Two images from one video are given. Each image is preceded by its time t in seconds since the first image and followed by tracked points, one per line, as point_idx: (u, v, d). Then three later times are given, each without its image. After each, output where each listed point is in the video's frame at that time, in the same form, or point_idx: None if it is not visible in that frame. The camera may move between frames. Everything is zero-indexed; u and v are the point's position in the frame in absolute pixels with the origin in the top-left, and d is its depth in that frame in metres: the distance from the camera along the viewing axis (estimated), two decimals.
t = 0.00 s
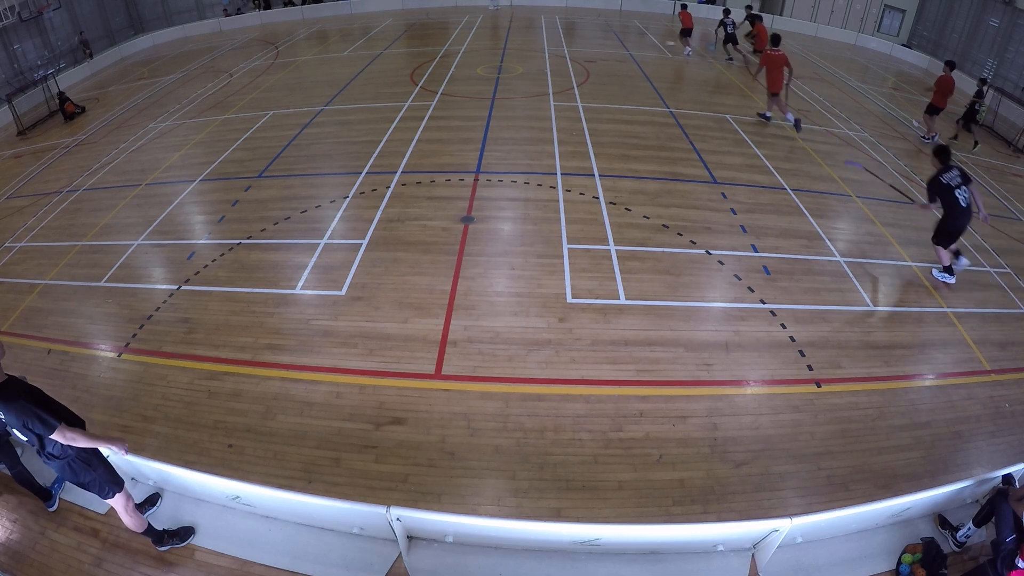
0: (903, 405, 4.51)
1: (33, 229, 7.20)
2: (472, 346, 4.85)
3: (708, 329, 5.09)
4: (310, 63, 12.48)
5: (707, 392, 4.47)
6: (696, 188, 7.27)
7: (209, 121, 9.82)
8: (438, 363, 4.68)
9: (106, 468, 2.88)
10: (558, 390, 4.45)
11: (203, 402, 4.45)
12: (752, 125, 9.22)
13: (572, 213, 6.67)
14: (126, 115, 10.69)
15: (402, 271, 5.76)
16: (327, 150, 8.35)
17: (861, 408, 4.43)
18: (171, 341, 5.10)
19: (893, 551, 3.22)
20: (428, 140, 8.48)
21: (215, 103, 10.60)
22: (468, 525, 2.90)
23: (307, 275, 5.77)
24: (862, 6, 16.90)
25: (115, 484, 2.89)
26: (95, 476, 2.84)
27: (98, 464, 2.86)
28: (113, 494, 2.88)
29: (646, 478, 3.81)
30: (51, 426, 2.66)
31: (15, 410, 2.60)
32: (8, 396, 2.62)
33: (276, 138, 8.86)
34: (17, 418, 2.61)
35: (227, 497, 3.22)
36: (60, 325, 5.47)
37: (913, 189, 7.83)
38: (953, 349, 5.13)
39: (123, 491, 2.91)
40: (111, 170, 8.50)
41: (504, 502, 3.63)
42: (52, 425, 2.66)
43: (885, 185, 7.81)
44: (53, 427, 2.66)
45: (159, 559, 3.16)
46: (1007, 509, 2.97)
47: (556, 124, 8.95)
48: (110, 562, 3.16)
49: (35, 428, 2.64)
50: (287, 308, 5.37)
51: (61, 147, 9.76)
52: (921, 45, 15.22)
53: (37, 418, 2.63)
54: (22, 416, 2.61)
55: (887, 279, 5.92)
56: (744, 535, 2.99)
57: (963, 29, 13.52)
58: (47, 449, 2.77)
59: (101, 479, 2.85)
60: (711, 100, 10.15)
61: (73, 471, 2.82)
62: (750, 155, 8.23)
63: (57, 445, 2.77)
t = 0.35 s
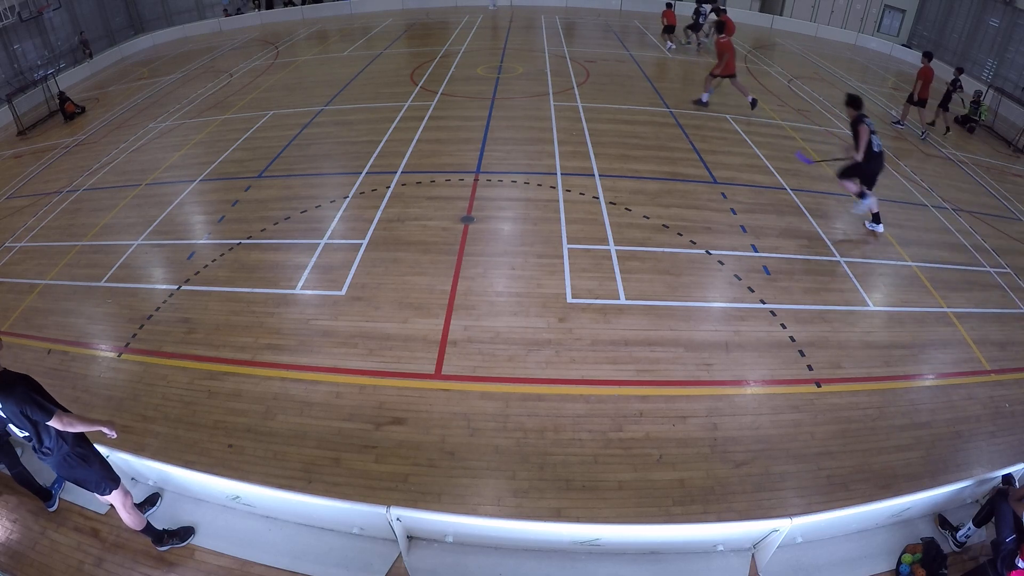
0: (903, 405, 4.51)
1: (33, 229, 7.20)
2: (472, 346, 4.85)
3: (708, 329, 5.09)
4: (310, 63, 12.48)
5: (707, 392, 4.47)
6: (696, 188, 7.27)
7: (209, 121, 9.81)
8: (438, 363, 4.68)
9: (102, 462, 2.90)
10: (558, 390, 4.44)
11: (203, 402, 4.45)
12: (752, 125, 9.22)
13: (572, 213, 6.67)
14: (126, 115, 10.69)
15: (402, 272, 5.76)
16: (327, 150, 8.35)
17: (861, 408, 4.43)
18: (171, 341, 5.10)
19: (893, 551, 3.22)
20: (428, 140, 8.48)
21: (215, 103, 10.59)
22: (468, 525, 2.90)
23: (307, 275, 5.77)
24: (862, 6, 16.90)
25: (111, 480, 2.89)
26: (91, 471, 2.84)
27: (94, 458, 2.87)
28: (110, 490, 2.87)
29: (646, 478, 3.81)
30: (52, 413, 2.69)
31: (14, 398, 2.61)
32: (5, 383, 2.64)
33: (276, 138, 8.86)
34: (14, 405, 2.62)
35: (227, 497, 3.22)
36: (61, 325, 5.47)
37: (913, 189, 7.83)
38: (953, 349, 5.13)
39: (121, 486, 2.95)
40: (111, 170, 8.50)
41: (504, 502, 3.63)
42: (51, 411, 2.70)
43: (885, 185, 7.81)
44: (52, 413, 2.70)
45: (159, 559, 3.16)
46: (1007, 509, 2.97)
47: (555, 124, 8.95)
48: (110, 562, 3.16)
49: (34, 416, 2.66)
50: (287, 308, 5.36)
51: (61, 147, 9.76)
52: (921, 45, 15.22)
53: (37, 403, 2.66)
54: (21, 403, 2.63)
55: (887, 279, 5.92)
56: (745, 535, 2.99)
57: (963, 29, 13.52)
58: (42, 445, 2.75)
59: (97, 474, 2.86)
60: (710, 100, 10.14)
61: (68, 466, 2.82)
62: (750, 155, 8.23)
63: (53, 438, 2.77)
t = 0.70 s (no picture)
0: (903, 405, 4.51)
1: (33, 229, 7.20)
2: (472, 346, 4.85)
3: (708, 328, 5.09)
4: (310, 63, 12.47)
5: (707, 392, 4.47)
6: (696, 188, 7.27)
7: (209, 121, 9.81)
8: (438, 363, 4.68)
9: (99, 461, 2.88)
10: (558, 390, 4.44)
11: (203, 402, 4.45)
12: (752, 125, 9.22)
13: (572, 213, 6.67)
14: (127, 115, 10.69)
15: (402, 272, 5.76)
16: (326, 150, 8.34)
17: (862, 408, 4.42)
18: (170, 340, 5.10)
19: (893, 551, 3.22)
20: (428, 140, 8.48)
21: (215, 103, 10.60)
22: (468, 525, 2.90)
23: (307, 275, 5.77)
24: (862, 6, 16.90)
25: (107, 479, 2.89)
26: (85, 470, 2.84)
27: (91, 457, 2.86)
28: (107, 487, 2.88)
29: (646, 478, 3.81)
30: (41, 413, 2.67)
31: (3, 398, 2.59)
32: None
33: (276, 138, 8.86)
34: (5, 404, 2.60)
35: (227, 497, 3.22)
36: (61, 325, 5.47)
37: (913, 190, 7.83)
38: (953, 349, 5.13)
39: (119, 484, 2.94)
40: (111, 170, 8.50)
41: (504, 502, 3.63)
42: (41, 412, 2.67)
43: (885, 184, 7.81)
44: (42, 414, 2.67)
45: (159, 559, 3.16)
46: (1007, 509, 2.97)
47: (555, 124, 8.95)
48: (110, 562, 3.16)
49: (24, 415, 2.64)
50: (287, 308, 5.36)
51: (61, 147, 9.75)
52: (921, 45, 15.23)
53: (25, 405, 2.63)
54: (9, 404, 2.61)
55: (887, 279, 5.92)
56: (745, 535, 2.99)
57: (963, 29, 13.52)
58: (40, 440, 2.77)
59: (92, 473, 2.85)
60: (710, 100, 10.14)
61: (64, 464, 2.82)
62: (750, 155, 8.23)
63: (49, 435, 2.77)
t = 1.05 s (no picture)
0: (903, 405, 4.51)
1: (33, 229, 7.20)
2: (472, 346, 4.85)
3: (708, 328, 5.09)
4: (310, 63, 12.47)
5: (707, 392, 4.47)
6: (696, 188, 7.27)
7: (209, 121, 9.81)
8: (438, 363, 4.68)
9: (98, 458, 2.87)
10: (558, 390, 4.44)
11: (203, 402, 4.45)
12: (752, 125, 9.21)
13: (572, 214, 6.67)
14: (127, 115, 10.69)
15: (402, 272, 5.76)
16: (327, 150, 8.34)
17: (861, 408, 4.43)
18: (170, 340, 5.10)
19: (893, 551, 3.22)
20: (428, 140, 8.48)
21: (215, 103, 10.60)
22: (468, 525, 2.90)
23: (307, 275, 5.77)
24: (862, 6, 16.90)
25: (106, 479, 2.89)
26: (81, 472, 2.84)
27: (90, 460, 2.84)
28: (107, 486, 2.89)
29: (646, 479, 3.81)
30: (37, 416, 2.65)
31: None
32: None
33: (276, 138, 8.86)
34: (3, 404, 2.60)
35: (227, 497, 3.22)
36: (61, 325, 5.47)
37: (913, 190, 7.83)
38: (954, 349, 5.13)
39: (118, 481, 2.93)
40: (111, 170, 8.50)
41: (504, 502, 3.63)
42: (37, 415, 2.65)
43: (885, 184, 7.81)
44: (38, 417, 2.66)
45: (159, 559, 3.16)
46: (1007, 509, 2.97)
47: (555, 124, 8.95)
48: (110, 562, 3.16)
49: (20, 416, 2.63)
50: (287, 308, 5.36)
51: (61, 147, 9.75)
52: (921, 45, 15.23)
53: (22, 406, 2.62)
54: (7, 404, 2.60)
55: (887, 279, 5.92)
56: (745, 535, 2.99)
57: (963, 29, 13.53)
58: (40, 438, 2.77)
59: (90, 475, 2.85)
60: (710, 100, 10.13)
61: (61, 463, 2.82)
62: (749, 155, 8.23)
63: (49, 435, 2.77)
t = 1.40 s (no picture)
0: (903, 405, 4.51)
1: (33, 229, 7.20)
2: (472, 346, 4.85)
3: (708, 328, 5.09)
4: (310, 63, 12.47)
5: (707, 392, 4.47)
6: (696, 188, 7.27)
7: (209, 121, 9.81)
8: (438, 363, 4.68)
9: (103, 446, 2.89)
10: (557, 390, 4.44)
11: (203, 402, 4.45)
12: (752, 125, 9.21)
13: (572, 213, 6.67)
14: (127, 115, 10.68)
15: (402, 272, 5.76)
16: (326, 150, 8.34)
17: (862, 408, 4.43)
18: (171, 340, 5.10)
19: (893, 552, 3.22)
20: (428, 140, 8.48)
21: (215, 103, 10.59)
22: (468, 525, 2.90)
23: (307, 275, 5.77)
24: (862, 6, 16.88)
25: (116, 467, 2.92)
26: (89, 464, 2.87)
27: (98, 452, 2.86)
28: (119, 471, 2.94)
29: (646, 479, 3.81)
30: (38, 414, 2.66)
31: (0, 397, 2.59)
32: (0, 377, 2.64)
33: (276, 138, 8.86)
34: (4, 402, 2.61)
35: (227, 497, 3.22)
36: (61, 325, 5.47)
37: (913, 189, 7.83)
38: (954, 349, 5.13)
39: (130, 463, 2.98)
40: (111, 170, 8.50)
41: (504, 502, 3.63)
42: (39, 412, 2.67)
43: (885, 184, 7.80)
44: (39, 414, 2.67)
45: (158, 559, 3.15)
46: (1007, 509, 2.97)
47: (555, 124, 8.95)
48: (110, 562, 3.17)
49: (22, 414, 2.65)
50: (287, 308, 5.36)
51: (61, 147, 9.75)
52: (921, 45, 15.23)
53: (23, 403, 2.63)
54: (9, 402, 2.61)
55: (887, 279, 5.92)
56: (745, 535, 2.99)
57: (963, 29, 13.52)
58: (44, 437, 2.79)
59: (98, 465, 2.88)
60: (710, 100, 10.13)
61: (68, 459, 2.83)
62: (749, 155, 8.23)
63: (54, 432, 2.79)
